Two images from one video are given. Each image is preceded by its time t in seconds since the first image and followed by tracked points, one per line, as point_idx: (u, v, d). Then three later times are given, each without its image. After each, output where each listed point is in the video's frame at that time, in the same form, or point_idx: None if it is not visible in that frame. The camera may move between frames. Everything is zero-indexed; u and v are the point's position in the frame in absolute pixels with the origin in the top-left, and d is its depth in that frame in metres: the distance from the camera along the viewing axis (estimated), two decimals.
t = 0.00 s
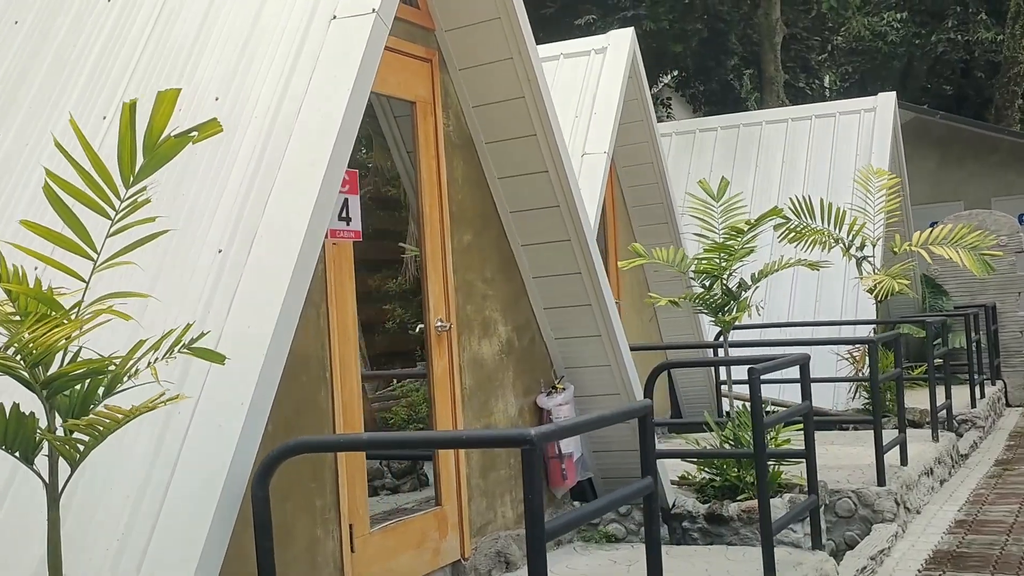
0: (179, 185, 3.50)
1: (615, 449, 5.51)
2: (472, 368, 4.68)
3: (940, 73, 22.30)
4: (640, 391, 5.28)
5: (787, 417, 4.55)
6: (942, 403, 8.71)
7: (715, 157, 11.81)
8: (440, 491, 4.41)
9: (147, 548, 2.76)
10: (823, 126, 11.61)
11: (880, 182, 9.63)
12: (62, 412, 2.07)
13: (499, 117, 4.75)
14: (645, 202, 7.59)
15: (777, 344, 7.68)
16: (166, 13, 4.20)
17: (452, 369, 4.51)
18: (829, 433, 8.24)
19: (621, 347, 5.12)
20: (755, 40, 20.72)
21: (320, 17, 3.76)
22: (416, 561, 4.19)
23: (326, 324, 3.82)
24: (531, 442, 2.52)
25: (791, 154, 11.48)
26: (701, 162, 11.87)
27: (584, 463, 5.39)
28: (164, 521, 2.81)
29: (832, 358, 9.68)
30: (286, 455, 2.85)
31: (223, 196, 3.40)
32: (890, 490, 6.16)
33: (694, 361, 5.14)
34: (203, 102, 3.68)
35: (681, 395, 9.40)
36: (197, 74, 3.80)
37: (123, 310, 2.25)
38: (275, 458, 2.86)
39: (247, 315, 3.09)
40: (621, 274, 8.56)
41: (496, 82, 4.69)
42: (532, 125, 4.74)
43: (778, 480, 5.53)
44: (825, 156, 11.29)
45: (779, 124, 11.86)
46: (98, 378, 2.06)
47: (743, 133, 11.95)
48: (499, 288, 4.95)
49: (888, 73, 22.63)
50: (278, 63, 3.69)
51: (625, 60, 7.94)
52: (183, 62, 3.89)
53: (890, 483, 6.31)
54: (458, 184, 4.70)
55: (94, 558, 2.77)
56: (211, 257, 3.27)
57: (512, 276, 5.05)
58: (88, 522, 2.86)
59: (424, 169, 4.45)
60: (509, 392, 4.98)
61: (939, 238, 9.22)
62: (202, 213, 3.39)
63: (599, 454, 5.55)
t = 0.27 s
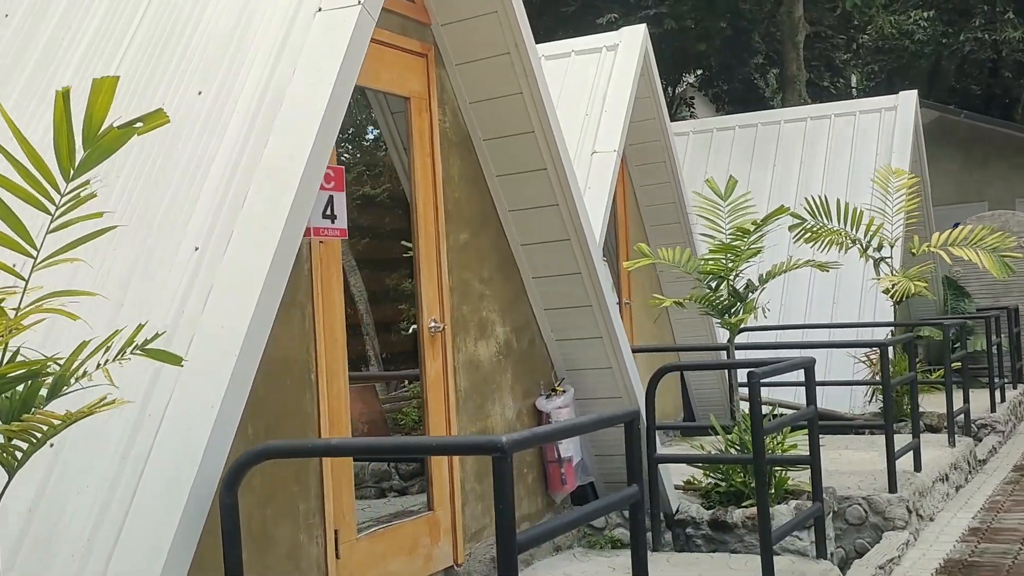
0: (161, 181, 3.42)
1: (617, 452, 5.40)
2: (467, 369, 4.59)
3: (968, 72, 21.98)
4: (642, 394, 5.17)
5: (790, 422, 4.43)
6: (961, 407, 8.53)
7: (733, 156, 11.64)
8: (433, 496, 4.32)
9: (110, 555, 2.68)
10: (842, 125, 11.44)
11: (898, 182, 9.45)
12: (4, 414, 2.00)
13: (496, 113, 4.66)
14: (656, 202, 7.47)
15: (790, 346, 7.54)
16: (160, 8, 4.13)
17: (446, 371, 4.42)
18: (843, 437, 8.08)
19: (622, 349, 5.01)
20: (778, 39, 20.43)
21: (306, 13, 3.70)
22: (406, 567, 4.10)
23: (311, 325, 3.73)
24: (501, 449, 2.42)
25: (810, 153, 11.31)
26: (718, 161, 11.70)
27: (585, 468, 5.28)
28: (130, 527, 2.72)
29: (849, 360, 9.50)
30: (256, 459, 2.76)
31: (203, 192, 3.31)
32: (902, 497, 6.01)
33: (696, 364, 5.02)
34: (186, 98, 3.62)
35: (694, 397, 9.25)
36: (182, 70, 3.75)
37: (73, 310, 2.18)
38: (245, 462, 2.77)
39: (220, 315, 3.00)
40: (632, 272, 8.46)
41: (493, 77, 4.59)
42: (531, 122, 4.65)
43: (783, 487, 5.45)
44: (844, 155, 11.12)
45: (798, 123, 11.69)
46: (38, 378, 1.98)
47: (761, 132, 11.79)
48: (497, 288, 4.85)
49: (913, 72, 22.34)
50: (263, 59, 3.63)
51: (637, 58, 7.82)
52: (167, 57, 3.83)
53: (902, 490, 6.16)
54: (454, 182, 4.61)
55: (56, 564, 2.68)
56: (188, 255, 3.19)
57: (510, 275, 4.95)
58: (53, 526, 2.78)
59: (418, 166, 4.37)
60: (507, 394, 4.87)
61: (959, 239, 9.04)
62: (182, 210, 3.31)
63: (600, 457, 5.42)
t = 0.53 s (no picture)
0: (141, 174, 3.31)
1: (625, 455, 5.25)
2: (466, 370, 4.46)
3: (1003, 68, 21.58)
4: (650, 395, 5.03)
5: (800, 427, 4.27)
6: (989, 409, 8.30)
7: (757, 153, 11.41)
8: (429, 500, 4.22)
9: (70, 566, 2.56)
10: (869, 121, 11.19)
11: (925, 178, 9.21)
12: None
13: (498, 106, 4.52)
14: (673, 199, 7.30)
15: (811, 347, 7.35)
16: None
17: (444, 371, 4.31)
18: (866, 440, 7.87)
19: (628, 350, 4.87)
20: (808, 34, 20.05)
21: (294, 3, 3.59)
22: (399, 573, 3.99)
23: (299, 324, 3.61)
24: (475, 457, 2.30)
25: (836, 149, 11.06)
26: (742, 158, 11.47)
27: (593, 471, 5.14)
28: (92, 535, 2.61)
29: (873, 361, 9.28)
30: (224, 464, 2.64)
31: (183, 185, 3.20)
32: (922, 503, 5.82)
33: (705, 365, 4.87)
34: (170, 90, 3.51)
35: (713, 398, 9.07)
36: (168, 60, 3.63)
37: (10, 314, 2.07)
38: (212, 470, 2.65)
39: (194, 313, 2.88)
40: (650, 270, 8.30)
41: (495, 69, 4.45)
42: (533, 116, 4.51)
43: (796, 492, 5.30)
44: (870, 152, 10.87)
45: (824, 118, 11.44)
46: None
47: (786, 128, 11.55)
48: (499, 286, 4.72)
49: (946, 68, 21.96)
50: (248, 49, 3.52)
51: (655, 51, 7.64)
52: (154, 48, 3.72)
53: (923, 495, 5.97)
54: (454, 178, 4.47)
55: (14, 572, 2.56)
56: (164, 250, 3.07)
57: (513, 273, 4.82)
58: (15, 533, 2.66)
59: (415, 161, 4.25)
60: (509, 396, 4.75)
61: (987, 237, 8.79)
62: (162, 204, 3.20)
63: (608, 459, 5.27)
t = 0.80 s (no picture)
0: (112, 174, 3.18)
1: (625, 469, 5.09)
2: (458, 379, 4.32)
3: None
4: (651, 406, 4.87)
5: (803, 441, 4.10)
6: (1008, 425, 8.09)
7: (772, 162, 11.21)
8: (416, 514, 4.09)
9: None
10: (886, 130, 10.99)
11: (942, 188, 9.01)
12: None
13: (492, 108, 4.39)
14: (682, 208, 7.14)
15: (822, 359, 7.16)
16: None
17: (434, 381, 4.17)
18: (880, 455, 7.67)
19: (627, 360, 4.72)
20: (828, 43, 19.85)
21: None
22: None
23: (278, 330, 3.48)
24: (439, 470, 2.15)
25: (852, 158, 10.86)
26: (757, 167, 11.27)
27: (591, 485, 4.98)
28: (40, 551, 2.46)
29: (890, 375, 9.07)
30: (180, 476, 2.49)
31: (153, 184, 3.07)
32: (935, 521, 5.63)
33: (706, 375, 4.71)
34: (145, 87, 3.39)
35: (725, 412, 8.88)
36: (145, 56, 3.52)
37: None
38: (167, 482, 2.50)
39: (156, 318, 2.75)
40: (659, 280, 8.16)
41: (488, 70, 4.33)
42: (528, 118, 4.38)
43: (802, 509, 5.14)
44: (888, 161, 10.67)
45: (840, 127, 11.24)
46: None
47: (802, 137, 11.35)
48: (493, 293, 4.58)
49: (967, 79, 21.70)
50: (225, 44, 3.40)
51: (664, 57, 7.50)
52: (132, 44, 3.61)
53: (936, 513, 5.78)
54: (447, 181, 4.34)
55: None
56: (130, 252, 2.94)
57: (509, 280, 4.67)
58: None
59: (405, 163, 4.12)
60: (504, 406, 4.60)
61: (1006, 248, 8.59)
62: (131, 204, 3.07)
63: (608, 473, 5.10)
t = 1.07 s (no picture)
0: (79, 176, 3.07)
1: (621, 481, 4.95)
2: (445, 389, 4.19)
3: None
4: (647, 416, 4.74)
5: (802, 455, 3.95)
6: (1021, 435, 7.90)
7: (783, 165, 11.04)
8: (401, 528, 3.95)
9: None
10: (899, 133, 10.80)
11: (955, 192, 8.83)
12: None
13: (482, 109, 4.27)
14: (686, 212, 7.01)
15: (830, 367, 7.00)
16: None
17: (420, 390, 4.05)
18: (890, 466, 7.50)
19: (623, 369, 4.59)
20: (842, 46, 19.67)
21: None
22: None
23: (253, 338, 3.36)
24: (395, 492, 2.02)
25: (865, 161, 10.67)
26: (767, 170, 11.10)
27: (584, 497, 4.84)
28: None
29: (901, 384, 8.87)
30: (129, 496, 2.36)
31: (118, 187, 2.95)
32: (943, 536, 5.47)
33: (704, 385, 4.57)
34: (116, 86, 3.28)
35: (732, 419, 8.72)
36: (118, 54, 3.41)
37: None
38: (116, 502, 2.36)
39: (111, 328, 2.62)
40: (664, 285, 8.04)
41: (478, 70, 4.20)
42: (519, 120, 4.25)
43: (804, 523, 4.99)
44: (900, 164, 10.48)
45: (852, 130, 11.05)
46: None
47: (813, 139, 11.17)
48: (484, 300, 4.45)
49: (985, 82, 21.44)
50: (198, 41, 3.28)
51: (669, 58, 7.35)
52: (106, 42, 3.50)
53: (945, 528, 5.61)
54: (435, 184, 4.21)
55: None
56: (92, 259, 2.82)
57: (500, 287, 4.54)
58: None
59: (391, 166, 3.99)
60: (495, 417, 4.47)
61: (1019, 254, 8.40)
62: (94, 207, 2.96)
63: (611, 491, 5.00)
